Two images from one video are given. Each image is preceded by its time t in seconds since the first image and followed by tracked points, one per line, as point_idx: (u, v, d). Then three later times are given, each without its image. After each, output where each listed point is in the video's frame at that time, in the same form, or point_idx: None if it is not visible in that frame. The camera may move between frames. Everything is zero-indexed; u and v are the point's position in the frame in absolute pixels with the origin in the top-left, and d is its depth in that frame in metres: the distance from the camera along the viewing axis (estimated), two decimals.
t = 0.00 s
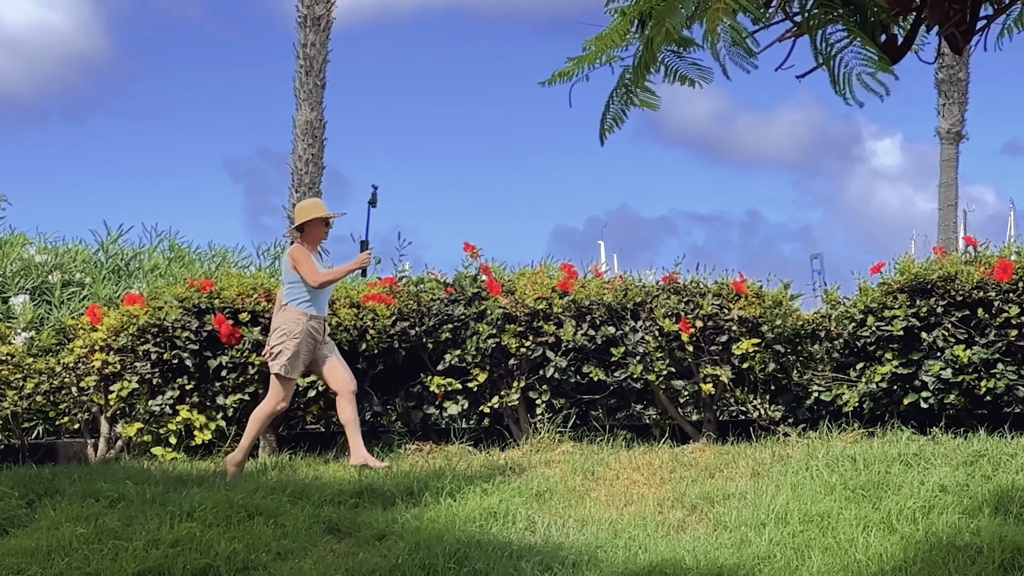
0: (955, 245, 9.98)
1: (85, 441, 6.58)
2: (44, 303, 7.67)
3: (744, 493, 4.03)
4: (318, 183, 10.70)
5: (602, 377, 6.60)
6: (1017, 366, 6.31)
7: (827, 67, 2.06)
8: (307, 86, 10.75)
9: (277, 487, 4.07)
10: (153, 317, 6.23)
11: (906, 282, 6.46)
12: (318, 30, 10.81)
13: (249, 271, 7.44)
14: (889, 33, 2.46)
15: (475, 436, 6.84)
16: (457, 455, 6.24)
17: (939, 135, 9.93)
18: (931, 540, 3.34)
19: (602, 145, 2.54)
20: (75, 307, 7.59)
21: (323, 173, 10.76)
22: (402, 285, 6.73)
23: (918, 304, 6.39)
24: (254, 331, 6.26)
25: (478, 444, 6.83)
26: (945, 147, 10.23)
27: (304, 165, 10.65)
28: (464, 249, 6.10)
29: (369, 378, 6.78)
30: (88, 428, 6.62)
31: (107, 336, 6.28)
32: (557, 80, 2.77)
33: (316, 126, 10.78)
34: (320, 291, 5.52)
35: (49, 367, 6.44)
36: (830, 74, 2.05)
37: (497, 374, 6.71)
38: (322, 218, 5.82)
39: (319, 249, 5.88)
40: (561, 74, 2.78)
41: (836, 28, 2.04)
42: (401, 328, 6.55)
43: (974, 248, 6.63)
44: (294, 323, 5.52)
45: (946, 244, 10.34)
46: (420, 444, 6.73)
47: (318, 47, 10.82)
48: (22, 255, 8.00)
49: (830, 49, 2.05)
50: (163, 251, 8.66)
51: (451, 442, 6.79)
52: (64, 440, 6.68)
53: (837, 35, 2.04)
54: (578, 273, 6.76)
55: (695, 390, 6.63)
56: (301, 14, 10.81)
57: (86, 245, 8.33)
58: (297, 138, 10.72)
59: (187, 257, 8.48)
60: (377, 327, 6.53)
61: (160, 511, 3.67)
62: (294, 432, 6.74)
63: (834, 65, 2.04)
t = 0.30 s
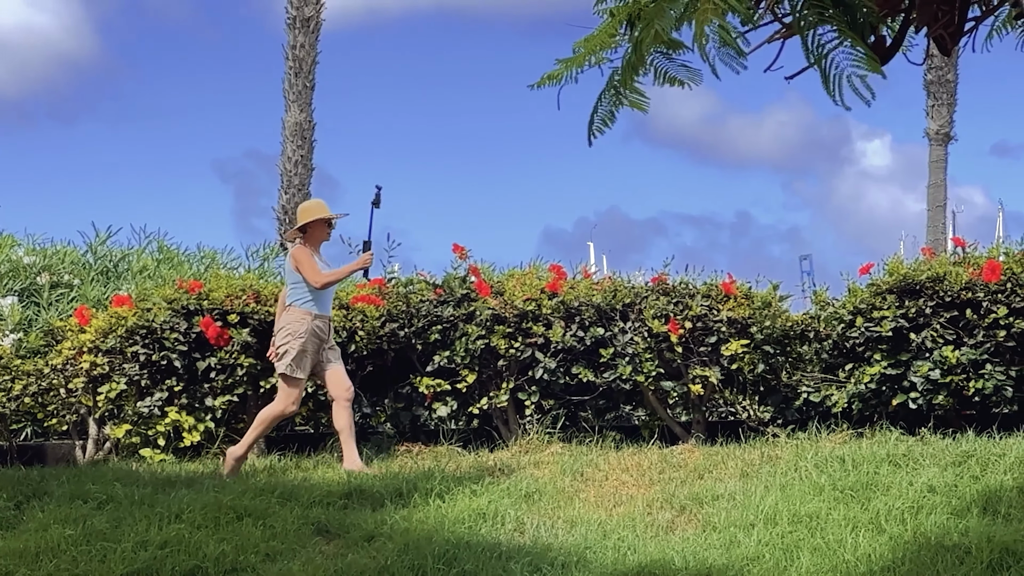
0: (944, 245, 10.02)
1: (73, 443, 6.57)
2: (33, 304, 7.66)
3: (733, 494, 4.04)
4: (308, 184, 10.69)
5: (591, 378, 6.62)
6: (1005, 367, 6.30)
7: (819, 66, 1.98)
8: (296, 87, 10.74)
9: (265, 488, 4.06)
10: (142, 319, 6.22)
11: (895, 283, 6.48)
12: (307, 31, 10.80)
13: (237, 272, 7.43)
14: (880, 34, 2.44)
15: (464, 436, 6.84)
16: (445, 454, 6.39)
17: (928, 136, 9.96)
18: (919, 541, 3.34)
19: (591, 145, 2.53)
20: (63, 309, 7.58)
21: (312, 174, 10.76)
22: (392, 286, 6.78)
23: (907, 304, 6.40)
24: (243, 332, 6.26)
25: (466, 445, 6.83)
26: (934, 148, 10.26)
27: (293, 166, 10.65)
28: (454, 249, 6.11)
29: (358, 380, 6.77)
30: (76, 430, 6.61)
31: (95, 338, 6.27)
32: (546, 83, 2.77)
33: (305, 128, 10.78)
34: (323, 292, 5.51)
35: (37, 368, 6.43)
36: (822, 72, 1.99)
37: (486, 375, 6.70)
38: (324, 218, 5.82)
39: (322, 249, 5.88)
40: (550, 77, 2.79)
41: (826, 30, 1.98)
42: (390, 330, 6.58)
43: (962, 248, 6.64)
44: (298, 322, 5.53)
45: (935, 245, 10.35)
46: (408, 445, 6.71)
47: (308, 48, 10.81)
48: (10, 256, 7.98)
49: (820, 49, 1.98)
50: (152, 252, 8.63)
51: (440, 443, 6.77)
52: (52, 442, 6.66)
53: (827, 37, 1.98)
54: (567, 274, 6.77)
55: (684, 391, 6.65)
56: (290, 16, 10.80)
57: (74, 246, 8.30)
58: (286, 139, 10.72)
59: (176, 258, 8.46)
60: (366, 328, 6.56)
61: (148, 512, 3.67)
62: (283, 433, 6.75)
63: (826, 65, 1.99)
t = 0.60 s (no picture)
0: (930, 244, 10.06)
1: (59, 443, 6.57)
2: (19, 304, 7.66)
3: (719, 493, 4.04)
4: (294, 183, 10.69)
5: (578, 377, 6.62)
6: (991, 365, 6.32)
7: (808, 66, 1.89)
8: (283, 86, 10.73)
9: (253, 488, 4.06)
10: (128, 318, 6.21)
11: (881, 282, 6.47)
12: (294, 30, 10.79)
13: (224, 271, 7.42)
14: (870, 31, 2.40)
15: (451, 435, 6.85)
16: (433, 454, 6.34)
17: (915, 135, 10.00)
18: (905, 539, 3.35)
19: (574, 144, 2.52)
20: (49, 308, 7.58)
21: (299, 173, 10.76)
22: (378, 285, 6.75)
23: (892, 304, 6.40)
24: (229, 331, 6.24)
25: (453, 444, 6.84)
26: (920, 147, 10.28)
27: (280, 165, 10.66)
28: (441, 248, 6.11)
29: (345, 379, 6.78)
30: (62, 430, 6.61)
31: (81, 337, 6.28)
32: (532, 84, 2.77)
33: (292, 127, 10.79)
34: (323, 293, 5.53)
35: (23, 368, 6.49)
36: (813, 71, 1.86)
37: (472, 374, 6.71)
38: (324, 219, 5.82)
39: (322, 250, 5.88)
40: (536, 77, 2.79)
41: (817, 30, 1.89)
42: (376, 329, 6.58)
43: (949, 247, 6.64)
44: (300, 322, 5.56)
45: (921, 244, 10.37)
46: (395, 445, 6.71)
47: (294, 47, 10.80)
48: None
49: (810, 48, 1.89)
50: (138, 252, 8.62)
51: (427, 442, 6.77)
52: (38, 442, 6.66)
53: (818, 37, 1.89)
54: (554, 274, 6.77)
55: (670, 390, 6.65)
56: (277, 14, 10.78)
57: (60, 246, 8.27)
58: (273, 138, 10.73)
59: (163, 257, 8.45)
60: (353, 328, 6.54)
61: (135, 512, 3.67)
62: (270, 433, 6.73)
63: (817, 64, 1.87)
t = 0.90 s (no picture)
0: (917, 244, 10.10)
1: (46, 443, 6.59)
2: (5, 304, 7.66)
3: (706, 493, 4.05)
4: (281, 183, 10.72)
5: (565, 377, 6.61)
6: (977, 365, 6.34)
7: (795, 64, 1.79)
8: (270, 86, 10.73)
9: (240, 488, 4.06)
10: (114, 318, 6.21)
11: (867, 282, 6.50)
12: (280, 30, 10.77)
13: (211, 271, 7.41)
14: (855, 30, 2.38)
15: (439, 435, 6.86)
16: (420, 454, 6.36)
17: (901, 135, 10.05)
18: (891, 538, 3.35)
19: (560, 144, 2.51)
20: (36, 308, 7.58)
21: (286, 173, 10.79)
22: (365, 284, 6.71)
23: (879, 303, 6.42)
24: (216, 331, 6.22)
25: (441, 444, 6.85)
26: (907, 147, 10.32)
27: (267, 165, 10.68)
28: (428, 248, 6.12)
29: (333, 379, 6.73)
30: (48, 430, 6.63)
31: (67, 337, 6.29)
32: (519, 84, 2.77)
33: (279, 127, 10.80)
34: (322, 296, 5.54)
35: (9, 368, 6.51)
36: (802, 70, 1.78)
37: (460, 373, 6.71)
38: (324, 222, 5.82)
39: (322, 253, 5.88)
40: (523, 77, 2.78)
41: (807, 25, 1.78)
42: (364, 328, 6.58)
43: (936, 247, 6.64)
44: (300, 328, 5.58)
45: (908, 243, 10.38)
46: (383, 445, 6.74)
47: (281, 47, 10.80)
48: None
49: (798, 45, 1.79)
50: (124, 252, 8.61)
51: (415, 442, 6.79)
52: (24, 442, 6.67)
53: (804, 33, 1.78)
54: (541, 273, 6.77)
55: (658, 390, 6.68)
56: (264, 14, 10.78)
57: (46, 246, 8.25)
58: (259, 138, 10.74)
59: (150, 257, 8.44)
60: (339, 328, 6.54)
61: (121, 512, 3.66)
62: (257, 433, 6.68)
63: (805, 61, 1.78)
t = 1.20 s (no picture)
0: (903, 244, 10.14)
1: (31, 443, 6.61)
2: None
3: (692, 492, 4.05)
4: (268, 182, 10.74)
5: (551, 377, 6.61)
6: (963, 364, 6.35)
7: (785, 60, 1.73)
8: (256, 86, 10.73)
9: (227, 488, 4.06)
10: (100, 318, 6.22)
11: (854, 282, 6.50)
12: (267, 30, 10.77)
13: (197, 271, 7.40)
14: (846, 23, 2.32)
15: (425, 435, 6.86)
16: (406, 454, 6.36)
17: (888, 134, 10.08)
18: (878, 537, 3.36)
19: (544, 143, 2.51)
20: (21, 309, 7.57)
21: (273, 173, 10.82)
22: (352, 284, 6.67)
23: (865, 303, 6.43)
24: (202, 331, 6.20)
25: (427, 444, 6.85)
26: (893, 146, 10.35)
27: (254, 165, 10.72)
28: (415, 248, 6.13)
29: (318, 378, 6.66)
30: (34, 430, 6.64)
31: (53, 337, 6.31)
32: (506, 86, 2.77)
33: (266, 127, 10.81)
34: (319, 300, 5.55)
35: None
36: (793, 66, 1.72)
37: (447, 373, 6.73)
38: (324, 224, 5.81)
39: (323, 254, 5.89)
40: (510, 78, 2.78)
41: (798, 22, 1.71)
42: (350, 328, 6.56)
43: (921, 247, 6.64)
44: (301, 332, 5.61)
45: (894, 243, 10.39)
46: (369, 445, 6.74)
47: (268, 46, 10.79)
48: None
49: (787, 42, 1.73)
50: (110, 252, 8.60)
51: (401, 442, 6.81)
52: (10, 442, 6.68)
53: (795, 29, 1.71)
54: (527, 273, 6.76)
55: (644, 390, 6.65)
56: (250, 14, 10.76)
57: (32, 246, 8.23)
58: (246, 138, 10.77)
59: (136, 257, 8.43)
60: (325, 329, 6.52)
61: (107, 512, 3.66)
62: (243, 432, 6.76)
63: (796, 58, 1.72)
